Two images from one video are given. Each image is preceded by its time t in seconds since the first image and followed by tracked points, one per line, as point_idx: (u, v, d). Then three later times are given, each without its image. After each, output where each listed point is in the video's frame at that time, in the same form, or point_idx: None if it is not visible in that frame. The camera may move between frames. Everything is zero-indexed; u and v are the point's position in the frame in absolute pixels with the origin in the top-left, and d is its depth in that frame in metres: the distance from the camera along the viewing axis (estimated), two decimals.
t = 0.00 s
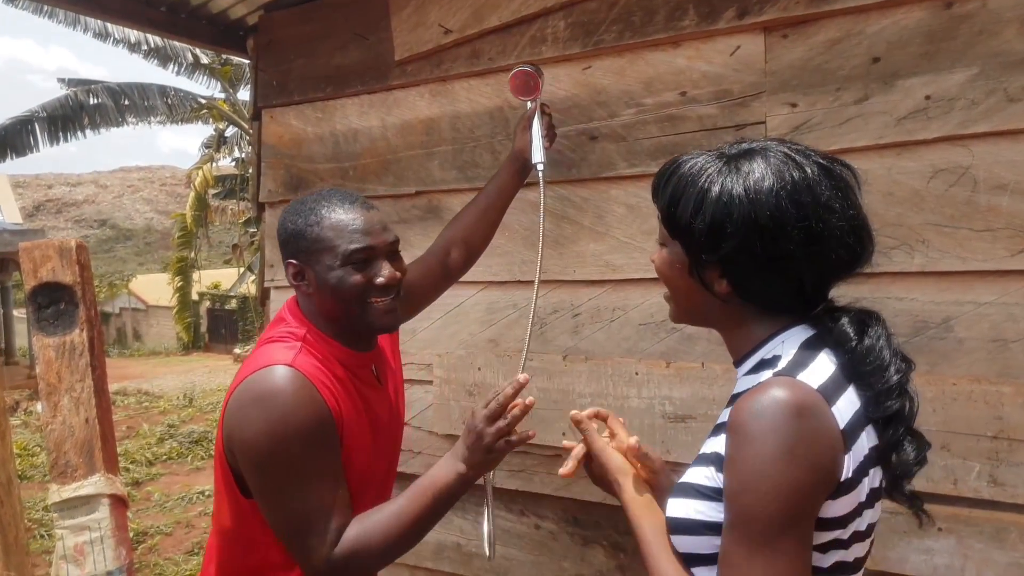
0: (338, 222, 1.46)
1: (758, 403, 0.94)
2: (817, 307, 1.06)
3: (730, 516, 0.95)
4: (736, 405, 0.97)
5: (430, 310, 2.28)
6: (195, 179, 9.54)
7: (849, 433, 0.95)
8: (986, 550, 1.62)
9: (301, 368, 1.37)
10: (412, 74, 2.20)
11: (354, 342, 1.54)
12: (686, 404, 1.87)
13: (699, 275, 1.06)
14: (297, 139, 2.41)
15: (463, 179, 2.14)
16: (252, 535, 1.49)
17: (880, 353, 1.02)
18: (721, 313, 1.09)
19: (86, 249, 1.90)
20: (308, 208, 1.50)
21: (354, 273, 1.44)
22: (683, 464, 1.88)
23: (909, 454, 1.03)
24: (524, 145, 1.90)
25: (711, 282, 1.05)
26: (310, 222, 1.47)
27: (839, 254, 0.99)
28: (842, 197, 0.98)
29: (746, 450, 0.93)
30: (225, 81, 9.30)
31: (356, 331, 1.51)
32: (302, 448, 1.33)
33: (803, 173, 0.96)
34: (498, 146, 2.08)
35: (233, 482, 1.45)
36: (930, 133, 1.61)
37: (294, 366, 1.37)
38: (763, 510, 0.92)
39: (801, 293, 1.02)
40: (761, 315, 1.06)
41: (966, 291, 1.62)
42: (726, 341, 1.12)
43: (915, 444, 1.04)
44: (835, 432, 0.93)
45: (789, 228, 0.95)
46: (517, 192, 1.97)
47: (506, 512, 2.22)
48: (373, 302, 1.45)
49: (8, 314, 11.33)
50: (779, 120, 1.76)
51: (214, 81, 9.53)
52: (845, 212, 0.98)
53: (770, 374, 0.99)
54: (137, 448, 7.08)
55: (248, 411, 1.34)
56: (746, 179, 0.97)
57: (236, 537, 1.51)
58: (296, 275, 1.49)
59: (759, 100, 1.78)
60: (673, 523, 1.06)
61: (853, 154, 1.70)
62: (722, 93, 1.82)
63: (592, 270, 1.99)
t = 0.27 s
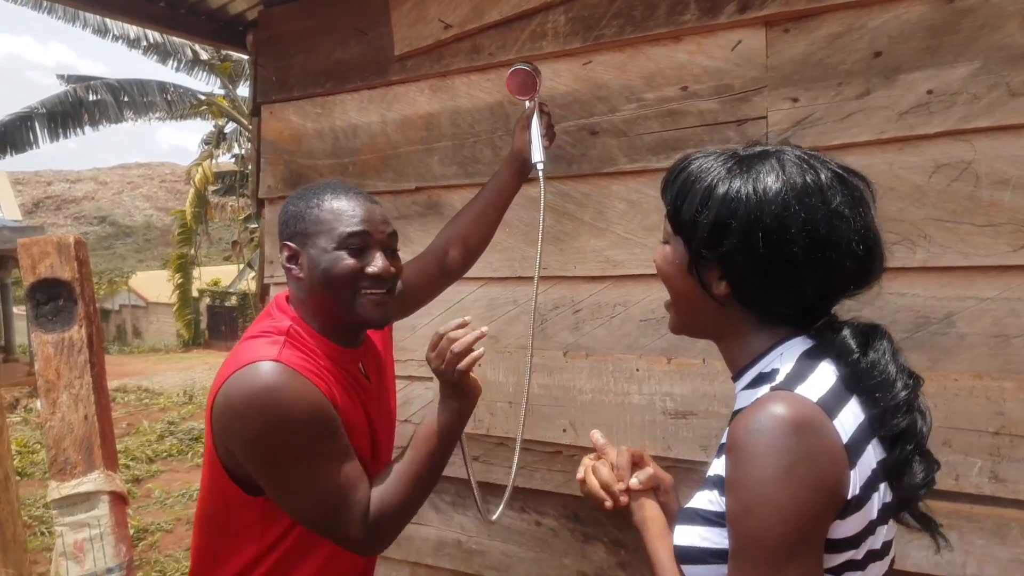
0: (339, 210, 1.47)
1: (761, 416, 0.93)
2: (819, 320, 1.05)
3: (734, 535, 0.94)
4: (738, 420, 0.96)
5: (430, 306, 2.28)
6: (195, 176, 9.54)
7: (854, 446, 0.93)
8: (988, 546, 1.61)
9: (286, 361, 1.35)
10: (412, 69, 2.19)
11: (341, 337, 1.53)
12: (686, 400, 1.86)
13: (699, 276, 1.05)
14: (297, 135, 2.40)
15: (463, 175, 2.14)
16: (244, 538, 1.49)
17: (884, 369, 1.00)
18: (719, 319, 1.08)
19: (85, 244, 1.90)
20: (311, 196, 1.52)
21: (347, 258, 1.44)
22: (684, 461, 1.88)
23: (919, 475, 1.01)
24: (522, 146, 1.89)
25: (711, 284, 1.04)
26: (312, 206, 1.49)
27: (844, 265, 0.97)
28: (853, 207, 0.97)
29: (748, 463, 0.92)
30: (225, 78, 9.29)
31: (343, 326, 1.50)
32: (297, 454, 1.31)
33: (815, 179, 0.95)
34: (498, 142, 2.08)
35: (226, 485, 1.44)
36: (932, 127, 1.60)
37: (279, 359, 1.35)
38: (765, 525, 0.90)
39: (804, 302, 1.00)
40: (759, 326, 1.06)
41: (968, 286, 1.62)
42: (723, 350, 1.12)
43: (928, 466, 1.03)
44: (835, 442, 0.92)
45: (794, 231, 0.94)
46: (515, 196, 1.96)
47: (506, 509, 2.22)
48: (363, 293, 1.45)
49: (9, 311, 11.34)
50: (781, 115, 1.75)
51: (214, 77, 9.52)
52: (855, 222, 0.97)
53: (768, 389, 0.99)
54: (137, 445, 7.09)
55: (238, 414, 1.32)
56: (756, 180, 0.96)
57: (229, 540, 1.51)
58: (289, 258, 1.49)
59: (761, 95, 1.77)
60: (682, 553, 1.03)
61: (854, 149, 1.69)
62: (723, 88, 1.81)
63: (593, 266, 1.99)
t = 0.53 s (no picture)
0: (345, 210, 1.48)
1: (751, 420, 0.92)
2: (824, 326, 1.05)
3: (734, 545, 0.92)
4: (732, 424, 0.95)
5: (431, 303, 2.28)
6: (196, 172, 9.54)
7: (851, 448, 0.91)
8: (987, 543, 1.61)
9: (281, 365, 1.36)
10: (413, 65, 2.19)
11: (343, 342, 1.52)
12: (686, 397, 1.86)
13: (700, 286, 1.04)
14: (297, 131, 2.40)
15: (464, 172, 2.14)
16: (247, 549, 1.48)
17: (894, 375, 1.00)
18: (720, 332, 1.08)
19: (85, 239, 1.90)
20: (314, 198, 1.52)
21: (359, 259, 1.44)
22: (684, 457, 1.88)
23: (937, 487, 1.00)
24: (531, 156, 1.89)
25: (712, 294, 1.04)
26: (318, 207, 1.50)
27: (848, 272, 0.97)
28: (855, 216, 0.97)
29: (744, 471, 0.90)
30: (226, 74, 9.28)
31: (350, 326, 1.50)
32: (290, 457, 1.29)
33: (815, 188, 0.95)
34: (499, 138, 2.08)
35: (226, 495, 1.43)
36: (933, 124, 1.60)
37: (275, 364, 1.35)
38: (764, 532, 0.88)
39: (807, 308, 1.00)
40: (763, 335, 1.05)
41: (968, 283, 1.61)
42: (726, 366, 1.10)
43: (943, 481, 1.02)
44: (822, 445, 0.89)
45: (797, 239, 0.94)
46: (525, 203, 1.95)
47: (506, 505, 2.22)
48: (374, 294, 1.45)
49: (9, 307, 11.35)
50: (782, 112, 1.75)
51: (215, 73, 9.52)
52: (858, 230, 0.97)
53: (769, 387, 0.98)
54: (138, 441, 7.10)
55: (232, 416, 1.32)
56: (756, 191, 0.95)
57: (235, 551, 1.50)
58: (295, 261, 1.48)
59: (761, 92, 1.77)
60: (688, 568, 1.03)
61: (855, 146, 1.69)
62: (724, 85, 1.81)
63: (593, 263, 1.99)
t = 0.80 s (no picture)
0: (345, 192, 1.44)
1: (737, 438, 0.90)
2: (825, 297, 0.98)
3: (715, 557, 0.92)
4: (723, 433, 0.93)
5: (432, 300, 2.28)
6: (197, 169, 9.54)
7: (845, 473, 0.89)
8: (990, 542, 1.61)
9: (287, 359, 1.35)
10: (415, 62, 2.18)
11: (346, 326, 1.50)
12: (688, 395, 1.85)
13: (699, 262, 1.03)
14: (298, 127, 2.40)
15: (465, 169, 2.13)
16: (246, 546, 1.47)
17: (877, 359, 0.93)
18: (729, 319, 1.03)
19: (86, 236, 1.89)
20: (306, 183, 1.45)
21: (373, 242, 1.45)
22: (686, 455, 1.87)
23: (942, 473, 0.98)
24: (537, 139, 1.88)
25: (711, 269, 1.02)
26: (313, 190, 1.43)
27: (838, 229, 0.93)
28: (845, 175, 0.94)
29: (724, 487, 0.90)
30: (227, 71, 9.28)
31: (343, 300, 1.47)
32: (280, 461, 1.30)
33: (800, 154, 0.95)
34: (500, 135, 2.07)
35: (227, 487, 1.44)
36: (937, 122, 1.59)
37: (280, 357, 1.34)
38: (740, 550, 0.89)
39: (802, 271, 0.95)
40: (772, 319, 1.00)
41: (971, 282, 1.61)
42: (739, 362, 1.05)
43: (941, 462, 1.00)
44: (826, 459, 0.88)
45: (779, 198, 0.93)
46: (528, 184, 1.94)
47: (507, 503, 2.22)
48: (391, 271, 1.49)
49: (10, 304, 11.36)
50: (785, 109, 1.74)
51: (216, 70, 9.52)
52: (847, 193, 0.93)
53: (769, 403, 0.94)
54: (139, 437, 7.10)
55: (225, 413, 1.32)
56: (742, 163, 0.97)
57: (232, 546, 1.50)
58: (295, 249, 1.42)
59: (764, 89, 1.76)
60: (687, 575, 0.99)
61: (858, 144, 1.68)
62: (726, 82, 1.80)
63: (595, 260, 1.98)
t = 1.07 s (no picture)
0: (344, 175, 1.47)
1: (761, 454, 0.85)
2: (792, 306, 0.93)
3: None
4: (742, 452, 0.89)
5: (433, 297, 2.28)
6: (197, 166, 9.54)
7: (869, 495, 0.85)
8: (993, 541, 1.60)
9: (290, 325, 1.36)
10: (415, 58, 2.17)
11: (343, 300, 1.53)
12: (689, 392, 1.85)
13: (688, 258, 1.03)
14: (299, 123, 2.39)
15: (466, 166, 2.12)
16: (243, 514, 1.50)
17: (828, 359, 0.88)
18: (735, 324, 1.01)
19: (85, 232, 1.89)
20: (310, 160, 1.50)
21: (364, 226, 1.45)
22: (688, 452, 1.87)
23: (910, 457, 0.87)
24: (546, 115, 1.88)
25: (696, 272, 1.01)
26: (315, 172, 1.47)
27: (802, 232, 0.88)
28: (813, 174, 0.88)
29: (752, 506, 0.84)
30: (227, 67, 9.26)
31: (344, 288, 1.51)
32: (276, 429, 1.31)
33: (773, 153, 0.92)
34: (502, 131, 2.06)
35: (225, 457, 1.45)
36: (940, 118, 1.58)
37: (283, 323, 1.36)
38: None
39: (765, 279, 0.91)
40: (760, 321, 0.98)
41: (975, 279, 1.60)
42: (750, 363, 1.04)
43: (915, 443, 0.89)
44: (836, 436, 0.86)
45: (741, 200, 0.91)
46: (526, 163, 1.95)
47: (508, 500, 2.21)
48: (380, 257, 1.48)
49: (10, 301, 11.36)
50: (788, 105, 1.73)
51: (216, 66, 9.50)
52: (818, 197, 0.87)
53: (779, 416, 0.92)
54: (140, 434, 7.11)
55: (225, 381, 1.34)
56: (722, 162, 0.97)
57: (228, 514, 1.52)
58: (297, 228, 1.48)
59: (767, 85, 1.75)
60: None
61: (862, 140, 1.67)
62: (728, 78, 1.79)
63: (596, 257, 1.98)
